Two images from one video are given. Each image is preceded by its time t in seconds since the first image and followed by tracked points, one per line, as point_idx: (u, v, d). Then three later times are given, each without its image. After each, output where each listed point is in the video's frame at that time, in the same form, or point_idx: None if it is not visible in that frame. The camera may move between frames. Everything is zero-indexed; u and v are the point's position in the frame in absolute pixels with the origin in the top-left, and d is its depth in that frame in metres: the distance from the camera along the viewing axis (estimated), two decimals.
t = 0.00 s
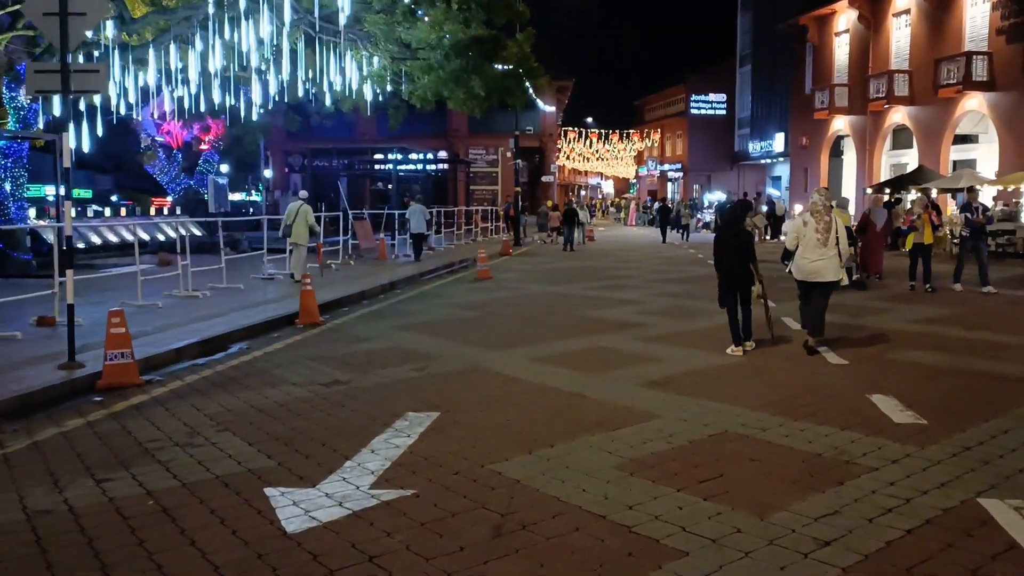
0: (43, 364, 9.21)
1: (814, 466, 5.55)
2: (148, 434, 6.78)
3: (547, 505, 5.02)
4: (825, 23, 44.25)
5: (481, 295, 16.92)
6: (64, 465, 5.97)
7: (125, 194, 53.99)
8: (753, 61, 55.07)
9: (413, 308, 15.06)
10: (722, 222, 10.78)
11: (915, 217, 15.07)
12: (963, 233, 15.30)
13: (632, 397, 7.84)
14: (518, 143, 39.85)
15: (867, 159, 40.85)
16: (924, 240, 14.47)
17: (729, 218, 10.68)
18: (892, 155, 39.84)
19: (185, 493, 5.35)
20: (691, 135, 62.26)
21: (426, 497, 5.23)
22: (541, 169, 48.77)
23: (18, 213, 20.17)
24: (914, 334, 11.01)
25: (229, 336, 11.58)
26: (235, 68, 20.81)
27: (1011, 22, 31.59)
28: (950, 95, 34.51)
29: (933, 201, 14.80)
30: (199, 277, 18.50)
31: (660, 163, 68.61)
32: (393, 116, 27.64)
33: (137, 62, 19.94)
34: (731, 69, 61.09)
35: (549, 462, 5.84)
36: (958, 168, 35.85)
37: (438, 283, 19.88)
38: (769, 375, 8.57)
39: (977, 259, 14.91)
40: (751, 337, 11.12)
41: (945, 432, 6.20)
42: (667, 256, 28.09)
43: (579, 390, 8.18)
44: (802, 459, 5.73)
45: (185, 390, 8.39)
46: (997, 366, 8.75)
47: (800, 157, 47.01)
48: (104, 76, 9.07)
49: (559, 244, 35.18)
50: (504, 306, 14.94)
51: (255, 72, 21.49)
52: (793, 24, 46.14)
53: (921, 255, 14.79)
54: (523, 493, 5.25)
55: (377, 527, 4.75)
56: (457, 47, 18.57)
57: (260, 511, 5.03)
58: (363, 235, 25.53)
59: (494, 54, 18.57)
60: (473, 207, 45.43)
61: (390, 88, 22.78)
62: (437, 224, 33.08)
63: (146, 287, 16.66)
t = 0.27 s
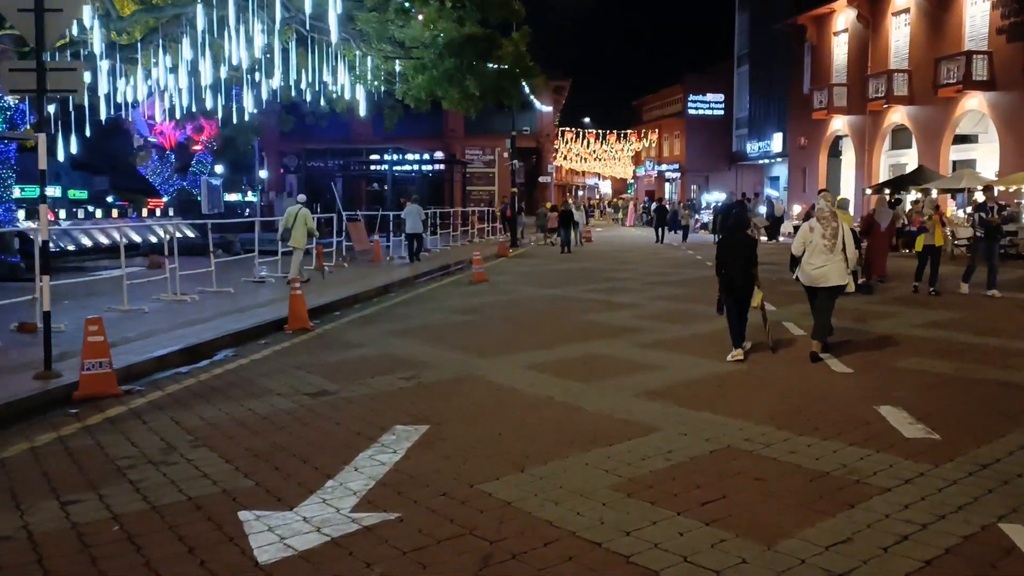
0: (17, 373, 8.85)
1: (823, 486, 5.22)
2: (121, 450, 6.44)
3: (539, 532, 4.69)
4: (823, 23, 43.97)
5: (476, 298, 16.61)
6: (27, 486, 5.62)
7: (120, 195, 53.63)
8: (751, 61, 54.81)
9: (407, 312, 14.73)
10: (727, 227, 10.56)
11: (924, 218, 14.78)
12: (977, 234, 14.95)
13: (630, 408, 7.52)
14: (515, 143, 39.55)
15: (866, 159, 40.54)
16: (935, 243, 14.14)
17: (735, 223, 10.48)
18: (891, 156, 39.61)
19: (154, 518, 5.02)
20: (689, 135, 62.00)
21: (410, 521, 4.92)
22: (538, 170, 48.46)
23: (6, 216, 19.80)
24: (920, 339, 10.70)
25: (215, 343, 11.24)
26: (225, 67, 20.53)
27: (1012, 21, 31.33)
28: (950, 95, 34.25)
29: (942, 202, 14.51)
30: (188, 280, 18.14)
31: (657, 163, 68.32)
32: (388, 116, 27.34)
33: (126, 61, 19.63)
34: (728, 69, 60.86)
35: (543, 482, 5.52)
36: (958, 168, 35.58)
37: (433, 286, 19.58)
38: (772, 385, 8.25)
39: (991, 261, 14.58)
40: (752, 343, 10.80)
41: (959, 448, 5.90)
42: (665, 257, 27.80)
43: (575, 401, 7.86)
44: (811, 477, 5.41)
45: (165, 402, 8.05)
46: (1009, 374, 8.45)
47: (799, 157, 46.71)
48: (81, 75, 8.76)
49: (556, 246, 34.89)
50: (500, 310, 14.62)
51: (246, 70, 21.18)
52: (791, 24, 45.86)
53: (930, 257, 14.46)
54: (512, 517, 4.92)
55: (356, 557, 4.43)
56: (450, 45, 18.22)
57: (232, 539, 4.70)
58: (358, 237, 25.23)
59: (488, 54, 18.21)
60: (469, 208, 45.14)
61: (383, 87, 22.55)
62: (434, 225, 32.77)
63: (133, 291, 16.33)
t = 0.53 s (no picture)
0: None
1: (837, 500, 4.89)
2: (94, 459, 6.10)
3: (535, 551, 4.36)
4: (824, 21, 43.64)
5: (473, 298, 16.27)
6: None
7: (115, 193, 53.20)
8: (751, 60, 54.47)
9: (401, 313, 14.38)
10: (732, 226, 10.67)
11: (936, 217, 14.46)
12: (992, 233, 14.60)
13: (632, 414, 7.18)
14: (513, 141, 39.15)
15: (867, 159, 40.22)
16: (948, 243, 13.83)
17: (741, 222, 10.57)
18: (892, 155, 39.29)
19: (122, 534, 4.68)
20: (688, 134, 61.64)
21: (396, 538, 4.59)
22: (536, 169, 48.08)
23: None
24: (929, 342, 10.36)
25: (203, 345, 10.90)
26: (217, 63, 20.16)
27: (1015, 18, 31.01)
28: (952, 93, 33.93)
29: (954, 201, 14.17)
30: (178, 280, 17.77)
31: (656, 162, 67.95)
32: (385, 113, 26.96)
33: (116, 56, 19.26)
34: (728, 68, 60.48)
35: (539, 494, 5.19)
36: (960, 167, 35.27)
37: (428, 286, 19.20)
38: (778, 390, 7.92)
39: (1005, 261, 14.26)
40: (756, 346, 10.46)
41: (980, 459, 5.58)
42: (665, 257, 27.42)
43: (574, 406, 7.53)
44: (824, 491, 5.08)
45: (146, 407, 7.71)
46: None
47: (799, 156, 46.39)
48: (60, 66, 8.41)
49: (554, 245, 34.52)
50: (497, 311, 14.28)
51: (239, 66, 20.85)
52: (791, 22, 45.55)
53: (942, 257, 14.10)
54: (506, 534, 4.60)
55: None
56: (447, 41, 17.93)
57: (204, 558, 4.37)
58: (353, 236, 24.84)
59: (485, 49, 17.92)
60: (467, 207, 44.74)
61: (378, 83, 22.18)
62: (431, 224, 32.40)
63: (122, 291, 15.98)
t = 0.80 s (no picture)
0: None
1: (856, 525, 4.59)
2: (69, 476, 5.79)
3: None
4: (826, 20, 43.33)
5: (472, 301, 15.97)
6: None
7: (114, 193, 52.95)
8: (752, 59, 54.16)
9: (398, 317, 14.08)
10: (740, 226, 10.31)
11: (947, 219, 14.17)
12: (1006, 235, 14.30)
13: (637, 427, 6.88)
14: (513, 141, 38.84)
15: (869, 159, 39.91)
16: (959, 247, 13.57)
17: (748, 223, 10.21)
18: (895, 155, 38.99)
19: (91, 563, 4.38)
20: (689, 134, 61.33)
21: (385, 568, 4.28)
22: (537, 169, 47.79)
23: None
24: (942, 349, 10.06)
25: (194, 350, 10.60)
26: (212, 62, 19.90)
27: (1019, 17, 30.69)
28: (955, 92, 33.62)
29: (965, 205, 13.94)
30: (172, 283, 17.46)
31: (657, 162, 67.64)
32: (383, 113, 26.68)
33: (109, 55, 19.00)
34: (729, 67, 60.15)
35: (539, 517, 4.88)
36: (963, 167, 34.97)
37: (426, 288, 18.89)
38: (787, 400, 7.62)
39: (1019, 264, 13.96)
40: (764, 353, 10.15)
41: (1006, 478, 5.27)
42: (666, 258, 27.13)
43: (576, 418, 7.23)
44: (842, 513, 4.77)
45: (130, 418, 7.41)
46: None
47: (801, 156, 46.08)
48: (41, 63, 8.12)
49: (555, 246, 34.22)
50: (497, 314, 13.98)
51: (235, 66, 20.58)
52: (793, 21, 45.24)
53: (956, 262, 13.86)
54: (504, 563, 4.29)
55: None
56: (445, 39, 17.65)
57: None
58: (351, 237, 24.54)
59: (484, 48, 17.64)
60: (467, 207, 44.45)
61: (376, 83, 21.88)
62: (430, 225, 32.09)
63: (115, 293, 15.70)
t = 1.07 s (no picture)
0: None
1: (875, 542, 4.29)
2: (40, 487, 5.48)
3: None
4: (827, 18, 43.03)
5: (470, 301, 15.67)
6: None
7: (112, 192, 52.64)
8: (752, 57, 53.86)
9: (393, 317, 13.77)
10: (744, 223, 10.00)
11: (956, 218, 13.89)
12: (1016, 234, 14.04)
13: (639, 433, 6.57)
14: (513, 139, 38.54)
15: (871, 158, 39.62)
16: (972, 245, 13.29)
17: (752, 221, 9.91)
18: (896, 154, 38.72)
19: None
20: (689, 133, 61.04)
21: None
22: (536, 168, 47.49)
23: None
24: (953, 351, 9.76)
25: (182, 352, 10.29)
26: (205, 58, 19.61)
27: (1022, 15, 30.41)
28: (958, 91, 33.35)
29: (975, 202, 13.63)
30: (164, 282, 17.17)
31: (657, 161, 67.35)
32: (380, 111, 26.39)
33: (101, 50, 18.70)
34: (729, 66, 59.84)
35: (537, 532, 4.58)
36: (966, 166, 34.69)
37: (423, 288, 18.59)
38: (796, 404, 7.31)
39: None
40: (769, 355, 9.84)
41: None
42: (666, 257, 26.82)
43: (576, 423, 6.93)
44: (861, 529, 4.46)
45: (110, 423, 7.10)
46: None
47: (802, 155, 45.79)
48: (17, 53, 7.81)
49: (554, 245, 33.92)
50: (494, 314, 13.67)
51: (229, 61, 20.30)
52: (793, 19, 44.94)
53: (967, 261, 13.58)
54: None
55: None
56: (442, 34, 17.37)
57: None
58: (347, 236, 24.22)
59: (481, 43, 17.36)
60: (466, 206, 44.14)
61: (371, 79, 21.59)
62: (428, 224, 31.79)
63: (105, 293, 15.38)
